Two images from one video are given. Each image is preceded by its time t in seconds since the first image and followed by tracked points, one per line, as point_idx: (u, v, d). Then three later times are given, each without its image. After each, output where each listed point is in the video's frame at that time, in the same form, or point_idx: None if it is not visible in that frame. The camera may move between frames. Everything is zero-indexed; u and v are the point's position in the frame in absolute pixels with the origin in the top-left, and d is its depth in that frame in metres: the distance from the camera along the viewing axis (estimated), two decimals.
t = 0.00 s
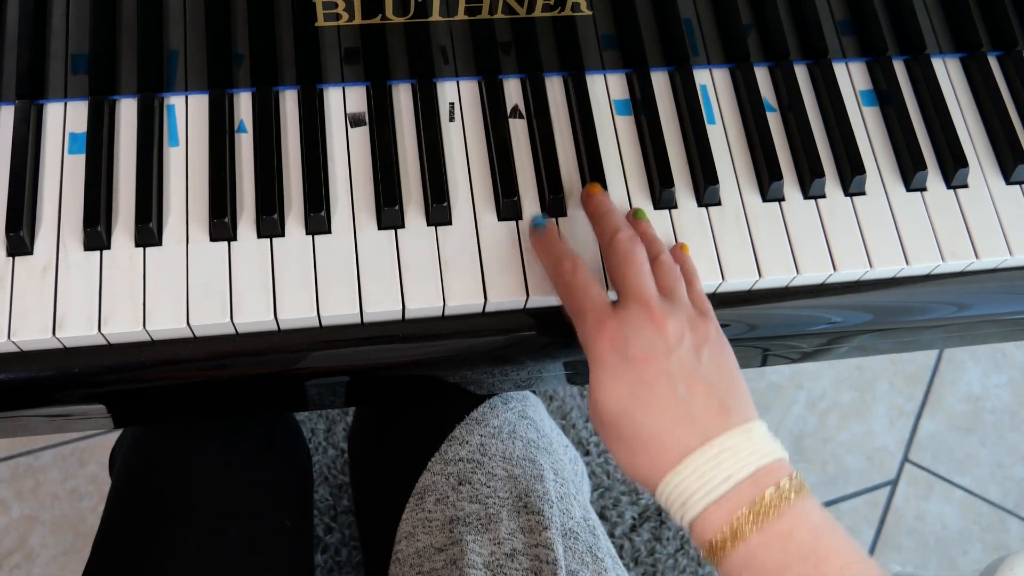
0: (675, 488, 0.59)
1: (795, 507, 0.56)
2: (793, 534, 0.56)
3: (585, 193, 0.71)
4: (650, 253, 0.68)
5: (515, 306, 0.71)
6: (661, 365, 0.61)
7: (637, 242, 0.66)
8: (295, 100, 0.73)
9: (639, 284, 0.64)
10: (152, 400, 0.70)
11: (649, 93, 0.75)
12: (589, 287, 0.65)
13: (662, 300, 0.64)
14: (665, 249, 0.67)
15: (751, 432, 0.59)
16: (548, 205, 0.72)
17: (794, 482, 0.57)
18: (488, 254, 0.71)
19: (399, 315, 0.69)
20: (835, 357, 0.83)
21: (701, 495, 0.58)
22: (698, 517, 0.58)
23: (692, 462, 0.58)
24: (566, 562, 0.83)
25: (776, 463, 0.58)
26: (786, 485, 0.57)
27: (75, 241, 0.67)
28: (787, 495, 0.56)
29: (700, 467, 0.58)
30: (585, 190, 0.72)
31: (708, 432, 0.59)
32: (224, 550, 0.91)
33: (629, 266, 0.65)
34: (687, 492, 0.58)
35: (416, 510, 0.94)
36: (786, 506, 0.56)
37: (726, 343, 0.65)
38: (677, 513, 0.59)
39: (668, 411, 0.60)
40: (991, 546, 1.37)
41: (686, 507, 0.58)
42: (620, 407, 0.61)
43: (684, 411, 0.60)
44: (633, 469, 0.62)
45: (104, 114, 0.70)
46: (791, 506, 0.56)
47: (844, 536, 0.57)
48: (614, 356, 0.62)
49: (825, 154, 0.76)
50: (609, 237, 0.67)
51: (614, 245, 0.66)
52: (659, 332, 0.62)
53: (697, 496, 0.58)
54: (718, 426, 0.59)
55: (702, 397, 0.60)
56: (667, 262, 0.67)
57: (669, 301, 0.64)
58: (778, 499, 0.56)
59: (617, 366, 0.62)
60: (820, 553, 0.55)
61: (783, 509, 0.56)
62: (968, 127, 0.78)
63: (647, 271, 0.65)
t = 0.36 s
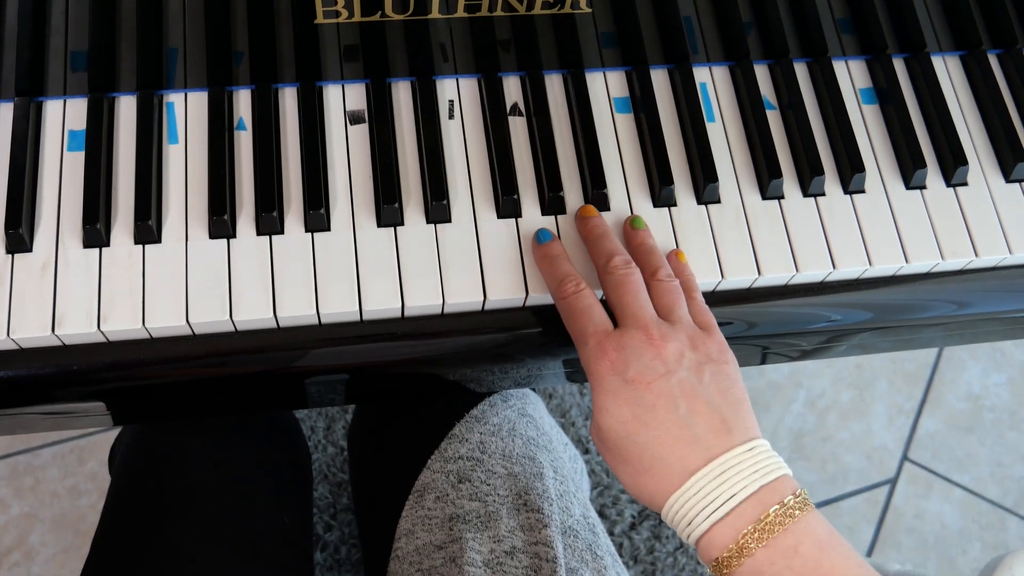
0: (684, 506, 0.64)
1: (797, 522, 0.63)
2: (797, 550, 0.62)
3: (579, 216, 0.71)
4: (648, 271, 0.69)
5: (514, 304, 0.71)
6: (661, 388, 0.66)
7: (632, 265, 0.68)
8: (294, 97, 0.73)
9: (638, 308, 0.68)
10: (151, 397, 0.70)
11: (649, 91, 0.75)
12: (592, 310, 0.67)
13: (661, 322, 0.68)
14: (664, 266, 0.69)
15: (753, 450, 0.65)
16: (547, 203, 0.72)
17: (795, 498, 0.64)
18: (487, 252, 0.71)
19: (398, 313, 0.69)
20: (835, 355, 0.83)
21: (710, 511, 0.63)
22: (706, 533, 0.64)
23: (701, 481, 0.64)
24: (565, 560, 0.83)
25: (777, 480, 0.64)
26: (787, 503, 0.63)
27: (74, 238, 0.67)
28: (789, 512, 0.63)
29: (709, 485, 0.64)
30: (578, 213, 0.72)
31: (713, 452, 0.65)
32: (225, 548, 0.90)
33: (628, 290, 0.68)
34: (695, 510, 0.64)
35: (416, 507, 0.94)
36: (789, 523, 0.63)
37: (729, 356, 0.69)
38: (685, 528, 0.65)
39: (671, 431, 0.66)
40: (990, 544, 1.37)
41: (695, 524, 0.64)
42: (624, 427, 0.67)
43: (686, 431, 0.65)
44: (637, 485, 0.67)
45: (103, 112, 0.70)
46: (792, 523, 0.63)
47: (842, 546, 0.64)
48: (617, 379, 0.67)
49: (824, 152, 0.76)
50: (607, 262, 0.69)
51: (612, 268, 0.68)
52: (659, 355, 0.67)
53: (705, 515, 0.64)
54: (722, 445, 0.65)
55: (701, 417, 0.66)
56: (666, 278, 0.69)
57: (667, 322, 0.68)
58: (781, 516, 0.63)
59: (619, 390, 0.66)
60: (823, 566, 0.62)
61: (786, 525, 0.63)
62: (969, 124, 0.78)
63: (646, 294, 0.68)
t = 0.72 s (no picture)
0: (692, 462, 0.56)
1: (815, 484, 0.55)
2: (814, 511, 0.55)
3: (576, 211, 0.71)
4: (650, 242, 0.67)
5: (512, 304, 0.71)
6: (670, 342, 0.59)
7: (633, 234, 0.66)
8: (293, 98, 0.73)
9: (641, 267, 0.63)
10: (150, 397, 0.70)
11: (648, 92, 0.75)
12: (591, 275, 0.63)
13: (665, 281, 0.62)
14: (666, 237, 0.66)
15: (768, 407, 0.57)
16: (546, 204, 0.72)
17: (813, 459, 0.56)
18: (485, 252, 0.71)
19: (396, 313, 0.69)
20: (834, 356, 0.83)
21: (721, 469, 0.56)
22: (718, 490, 0.56)
23: (713, 435, 0.56)
24: (563, 560, 0.83)
25: (794, 439, 0.56)
26: (805, 462, 0.55)
27: (73, 238, 0.68)
28: (807, 471, 0.55)
29: (720, 440, 0.56)
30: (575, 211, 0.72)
31: (726, 408, 0.57)
32: (225, 550, 0.90)
33: (628, 253, 0.64)
34: (705, 466, 0.56)
35: (414, 507, 0.94)
36: (806, 483, 0.55)
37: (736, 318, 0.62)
38: (691, 486, 0.57)
39: (681, 387, 0.57)
40: (989, 546, 1.36)
41: (706, 482, 0.56)
42: (628, 384, 0.59)
43: (698, 388, 0.57)
44: (643, 446, 0.60)
45: (103, 112, 0.70)
46: (811, 483, 0.55)
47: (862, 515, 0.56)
48: (620, 334, 0.59)
49: (822, 153, 0.76)
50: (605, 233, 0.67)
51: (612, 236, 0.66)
52: (665, 310, 0.60)
53: (719, 471, 0.55)
54: (735, 401, 0.57)
55: (713, 372, 0.58)
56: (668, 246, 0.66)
57: (672, 282, 0.62)
58: (800, 475, 0.55)
59: (624, 344, 0.59)
60: (841, 531, 0.54)
61: (804, 485, 0.55)
62: (967, 126, 0.78)
63: (646, 256, 0.64)
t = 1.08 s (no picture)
0: (689, 433, 0.55)
1: (814, 457, 0.53)
2: (812, 485, 0.53)
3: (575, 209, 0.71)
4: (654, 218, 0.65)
5: (515, 304, 0.71)
6: (671, 311, 0.56)
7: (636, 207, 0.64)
8: (297, 99, 0.73)
9: (643, 236, 0.61)
10: (154, 397, 0.71)
11: (651, 93, 0.76)
12: (590, 247, 0.63)
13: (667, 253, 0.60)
14: (671, 216, 0.65)
15: (767, 378, 0.55)
16: (549, 204, 0.72)
17: (813, 431, 0.54)
18: (489, 252, 0.71)
19: (400, 313, 0.70)
20: (837, 357, 0.83)
21: (719, 439, 0.54)
22: (715, 462, 0.54)
23: (710, 405, 0.54)
24: (567, 559, 0.83)
25: (793, 411, 0.55)
26: (804, 434, 0.54)
27: (79, 238, 0.68)
28: (806, 444, 0.54)
29: (718, 411, 0.54)
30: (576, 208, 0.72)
31: (725, 379, 0.55)
32: (228, 550, 0.90)
33: (629, 223, 0.62)
34: (703, 438, 0.54)
35: (418, 508, 0.94)
36: (805, 456, 0.53)
37: (739, 291, 0.60)
38: (689, 458, 0.56)
39: (681, 356, 0.55)
40: (993, 548, 1.36)
41: (702, 454, 0.54)
42: (627, 355, 0.57)
43: (698, 358, 0.55)
44: (641, 418, 0.57)
45: (108, 113, 0.70)
46: (810, 456, 0.53)
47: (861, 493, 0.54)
48: (620, 303, 0.57)
49: (826, 153, 0.76)
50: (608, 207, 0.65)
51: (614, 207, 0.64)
52: (666, 280, 0.57)
53: (715, 443, 0.54)
54: (734, 371, 0.55)
55: (715, 342, 0.56)
56: (672, 223, 0.64)
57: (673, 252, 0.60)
58: (798, 448, 0.53)
59: (623, 314, 0.57)
60: (839, 507, 0.53)
61: (802, 458, 0.53)
62: (969, 126, 0.78)
63: (649, 227, 0.62)
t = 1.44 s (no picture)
0: (671, 504, 0.62)
1: (785, 519, 0.61)
2: (784, 548, 0.61)
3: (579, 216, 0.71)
4: (642, 267, 0.69)
5: (514, 307, 0.71)
6: (646, 384, 0.64)
7: (626, 261, 0.68)
8: (300, 98, 0.73)
9: (627, 302, 0.66)
10: (149, 395, 0.70)
11: (653, 98, 0.76)
12: (581, 305, 0.66)
13: (648, 317, 0.66)
14: (659, 262, 0.68)
15: (740, 445, 0.63)
16: (549, 207, 0.72)
17: (783, 494, 0.62)
18: (489, 255, 0.71)
19: (399, 314, 0.69)
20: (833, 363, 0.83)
21: (695, 508, 0.62)
22: (694, 528, 0.62)
23: (687, 477, 0.62)
24: (562, 563, 0.83)
25: (765, 475, 0.62)
26: (774, 499, 0.61)
27: (78, 233, 0.68)
28: (777, 508, 0.61)
29: (694, 482, 0.62)
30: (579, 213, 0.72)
31: (699, 448, 0.62)
32: (222, 550, 0.90)
33: (615, 284, 0.67)
34: (681, 507, 0.62)
35: (414, 509, 0.94)
36: (776, 520, 0.61)
37: (716, 352, 0.67)
38: (671, 525, 0.63)
39: (657, 425, 0.63)
40: (986, 555, 1.37)
41: (681, 522, 0.62)
42: (608, 424, 0.64)
43: (672, 427, 0.63)
44: (622, 481, 0.65)
45: (110, 108, 0.70)
46: (780, 518, 0.61)
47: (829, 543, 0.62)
48: (600, 375, 0.65)
49: (826, 160, 0.76)
50: (599, 257, 0.68)
51: (604, 261, 0.68)
52: (643, 350, 0.65)
53: (691, 512, 0.61)
54: (708, 441, 0.63)
55: (688, 412, 0.64)
56: (660, 273, 0.68)
57: (655, 317, 0.66)
58: (769, 513, 0.61)
59: (602, 386, 0.64)
60: (811, 566, 0.60)
61: (774, 522, 0.61)
62: (969, 135, 0.79)
63: (634, 288, 0.67)
